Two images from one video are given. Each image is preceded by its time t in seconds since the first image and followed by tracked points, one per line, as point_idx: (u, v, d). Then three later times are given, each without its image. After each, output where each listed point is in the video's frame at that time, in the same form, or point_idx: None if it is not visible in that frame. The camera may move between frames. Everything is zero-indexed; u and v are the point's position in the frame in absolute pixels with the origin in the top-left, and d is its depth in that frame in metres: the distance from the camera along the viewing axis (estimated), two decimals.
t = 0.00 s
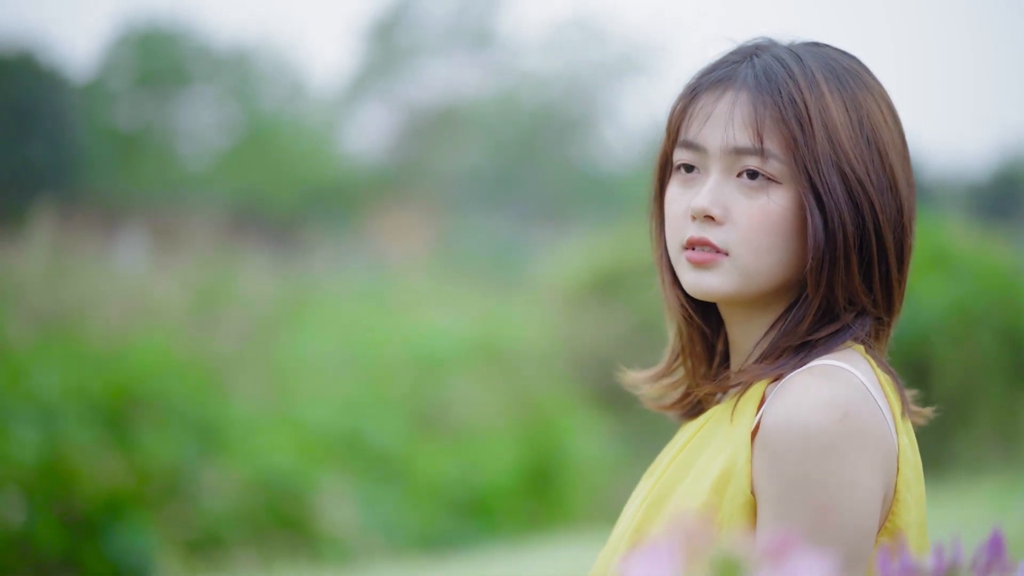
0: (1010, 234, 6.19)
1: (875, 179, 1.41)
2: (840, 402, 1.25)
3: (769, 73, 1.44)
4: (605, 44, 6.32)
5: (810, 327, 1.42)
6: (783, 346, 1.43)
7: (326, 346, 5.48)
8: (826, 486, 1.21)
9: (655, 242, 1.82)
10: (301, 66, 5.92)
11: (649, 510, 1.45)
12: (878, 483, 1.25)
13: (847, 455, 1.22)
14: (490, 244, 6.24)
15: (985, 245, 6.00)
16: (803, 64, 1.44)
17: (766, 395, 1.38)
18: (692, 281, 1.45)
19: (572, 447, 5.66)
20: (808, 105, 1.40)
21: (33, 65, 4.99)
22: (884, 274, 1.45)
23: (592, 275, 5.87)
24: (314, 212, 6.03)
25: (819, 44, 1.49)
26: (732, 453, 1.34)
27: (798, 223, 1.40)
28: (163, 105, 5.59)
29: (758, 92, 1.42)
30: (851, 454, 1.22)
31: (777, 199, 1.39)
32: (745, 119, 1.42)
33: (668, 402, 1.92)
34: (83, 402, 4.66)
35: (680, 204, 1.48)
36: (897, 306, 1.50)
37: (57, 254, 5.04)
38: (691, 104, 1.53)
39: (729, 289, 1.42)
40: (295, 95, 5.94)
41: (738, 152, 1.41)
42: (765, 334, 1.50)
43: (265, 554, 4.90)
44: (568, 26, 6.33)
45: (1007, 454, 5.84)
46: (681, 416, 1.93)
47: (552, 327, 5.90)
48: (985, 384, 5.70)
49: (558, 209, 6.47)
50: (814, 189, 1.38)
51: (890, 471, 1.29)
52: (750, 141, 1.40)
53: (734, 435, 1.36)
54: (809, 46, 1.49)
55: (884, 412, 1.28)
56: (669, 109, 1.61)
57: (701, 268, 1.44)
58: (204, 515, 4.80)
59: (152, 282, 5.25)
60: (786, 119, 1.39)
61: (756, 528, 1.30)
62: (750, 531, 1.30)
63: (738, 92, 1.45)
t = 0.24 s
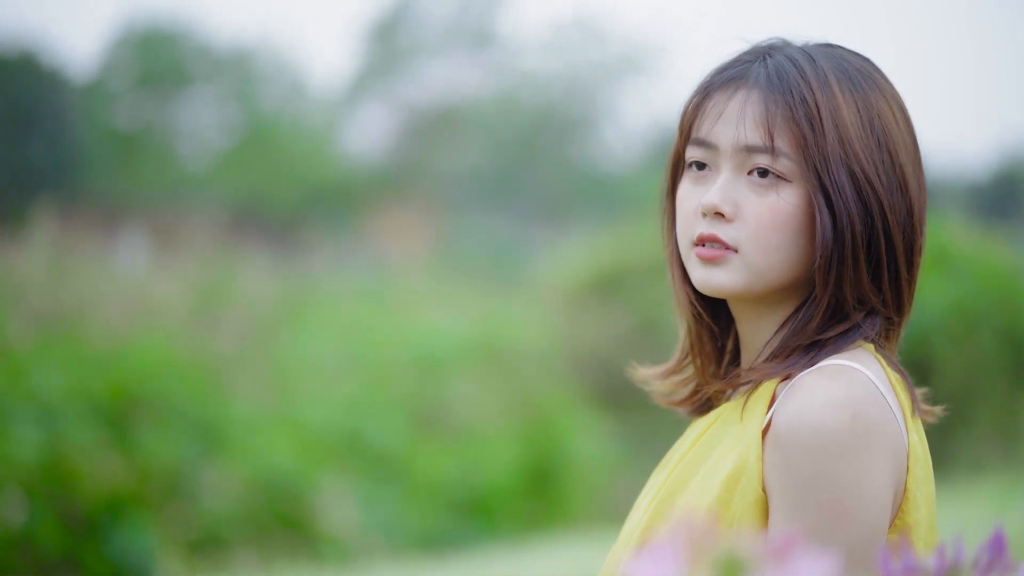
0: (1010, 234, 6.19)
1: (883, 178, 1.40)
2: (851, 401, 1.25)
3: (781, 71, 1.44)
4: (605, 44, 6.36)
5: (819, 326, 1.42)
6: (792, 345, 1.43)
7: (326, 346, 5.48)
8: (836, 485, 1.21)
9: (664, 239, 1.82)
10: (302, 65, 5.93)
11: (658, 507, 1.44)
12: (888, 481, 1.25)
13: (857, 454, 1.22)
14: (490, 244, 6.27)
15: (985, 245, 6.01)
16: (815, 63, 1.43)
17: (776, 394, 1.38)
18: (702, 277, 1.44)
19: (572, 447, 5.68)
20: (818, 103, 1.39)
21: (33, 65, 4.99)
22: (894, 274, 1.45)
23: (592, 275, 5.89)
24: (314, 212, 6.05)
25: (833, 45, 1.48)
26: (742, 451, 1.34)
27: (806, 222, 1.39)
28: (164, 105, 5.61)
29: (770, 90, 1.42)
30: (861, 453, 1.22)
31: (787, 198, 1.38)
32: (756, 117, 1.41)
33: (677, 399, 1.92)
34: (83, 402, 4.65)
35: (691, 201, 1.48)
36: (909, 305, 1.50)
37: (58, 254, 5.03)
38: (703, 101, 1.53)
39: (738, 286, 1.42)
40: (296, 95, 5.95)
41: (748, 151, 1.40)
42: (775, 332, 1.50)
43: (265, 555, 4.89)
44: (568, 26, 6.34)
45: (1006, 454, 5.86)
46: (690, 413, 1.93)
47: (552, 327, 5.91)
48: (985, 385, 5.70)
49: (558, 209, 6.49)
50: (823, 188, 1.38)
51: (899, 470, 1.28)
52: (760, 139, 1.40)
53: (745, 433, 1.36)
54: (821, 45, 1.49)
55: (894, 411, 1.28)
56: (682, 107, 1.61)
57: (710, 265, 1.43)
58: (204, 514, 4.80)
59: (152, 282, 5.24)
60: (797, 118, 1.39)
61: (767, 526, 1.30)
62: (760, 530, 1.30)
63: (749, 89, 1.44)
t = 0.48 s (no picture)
0: (1010, 235, 6.18)
1: (898, 181, 1.40)
2: (865, 401, 1.25)
3: (799, 72, 1.44)
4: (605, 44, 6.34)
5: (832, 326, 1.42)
6: (806, 345, 1.43)
7: (326, 346, 5.47)
8: (850, 486, 1.21)
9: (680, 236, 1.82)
10: (302, 65, 5.91)
11: (671, 506, 1.44)
12: (902, 482, 1.25)
13: (871, 455, 1.22)
14: (490, 245, 6.27)
15: (985, 245, 6.01)
16: (833, 65, 1.43)
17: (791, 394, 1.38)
18: (714, 273, 1.44)
19: (572, 447, 5.69)
20: (835, 105, 1.39)
21: (33, 66, 4.98)
22: (907, 276, 1.45)
23: (591, 275, 5.90)
24: (314, 213, 6.04)
25: (852, 49, 1.49)
26: (757, 450, 1.34)
27: (820, 221, 1.39)
28: (163, 105, 5.61)
29: (788, 90, 1.42)
30: (874, 454, 1.22)
31: (803, 196, 1.38)
32: (773, 116, 1.41)
33: (691, 397, 1.92)
34: (84, 402, 4.66)
35: (706, 197, 1.48)
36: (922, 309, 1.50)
37: (58, 254, 5.03)
38: (721, 100, 1.53)
39: (752, 284, 1.42)
40: (296, 95, 5.93)
41: (764, 148, 1.40)
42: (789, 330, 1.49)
43: (265, 554, 4.90)
44: (568, 26, 6.33)
45: (1006, 454, 5.86)
46: (704, 411, 1.93)
47: (553, 328, 5.92)
48: (985, 385, 5.69)
49: (558, 209, 6.49)
50: (838, 189, 1.37)
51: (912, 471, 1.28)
52: (776, 138, 1.40)
53: (759, 433, 1.36)
54: (840, 49, 1.49)
55: (908, 411, 1.28)
56: (700, 106, 1.61)
57: (723, 261, 1.43)
58: (205, 514, 4.80)
59: (152, 282, 5.25)
60: (814, 117, 1.39)
61: (780, 525, 1.29)
62: (773, 528, 1.30)
63: (767, 89, 1.44)
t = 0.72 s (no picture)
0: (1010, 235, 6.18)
1: (919, 185, 1.40)
2: (879, 401, 1.25)
3: (823, 73, 1.44)
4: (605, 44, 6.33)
5: (848, 326, 1.42)
6: (821, 345, 1.43)
7: (326, 346, 5.47)
8: (864, 487, 1.21)
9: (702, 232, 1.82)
10: (303, 65, 5.90)
11: (688, 507, 1.44)
12: (917, 482, 1.25)
13: (885, 456, 1.22)
14: (490, 245, 6.28)
15: (985, 245, 6.01)
16: (858, 67, 1.43)
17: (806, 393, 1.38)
18: (730, 268, 1.45)
19: (574, 447, 5.70)
20: (857, 107, 1.39)
21: (35, 65, 4.97)
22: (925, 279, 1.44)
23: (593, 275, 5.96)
24: (314, 213, 6.05)
25: (877, 52, 1.48)
26: (773, 449, 1.34)
27: (838, 222, 1.39)
28: (165, 106, 5.61)
29: (810, 89, 1.42)
30: (889, 455, 1.22)
31: (821, 195, 1.38)
32: (794, 115, 1.41)
33: (708, 394, 1.91)
34: (86, 403, 4.66)
35: (725, 194, 1.49)
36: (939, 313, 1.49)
37: (59, 255, 5.04)
38: (744, 98, 1.53)
39: (768, 281, 1.42)
40: (297, 95, 5.92)
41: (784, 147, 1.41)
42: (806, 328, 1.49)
43: (267, 554, 4.90)
44: (568, 26, 6.32)
45: (1006, 454, 5.87)
46: (720, 409, 1.92)
47: (553, 328, 5.96)
48: (986, 385, 5.69)
49: (558, 210, 6.50)
50: (857, 190, 1.37)
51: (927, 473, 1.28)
52: (797, 136, 1.40)
53: (776, 432, 1.36)
54: (865, 51, 1.48)
55: (923, 411, 1.28)
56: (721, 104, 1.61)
57: (739, 257, 1.44)
58: (207, 514, 4.81)
59: (154, 282, 5.26)
60: (836, 117, 1.39)
61: (795, 524, 1.29)
62: (789, 528, 1.30)
63: (790, 89, 1.44)
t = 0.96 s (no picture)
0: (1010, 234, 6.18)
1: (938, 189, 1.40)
2: (887, 398, 1.25)
3: (847, 75, 1.43)
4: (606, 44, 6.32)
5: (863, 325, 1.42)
6: (836, 343, 1.43)
7: (328, 347, 5.46)
8: (871, 486, 1.21)
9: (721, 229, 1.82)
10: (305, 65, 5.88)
11: (703, 505, 1.45)
12: (927, 480, 1.25)
13: (892, 455, 1.22)
14: (491, 245, 6.29)
15: (986, 245, 6.01)
16: (881, 70, 1.43)
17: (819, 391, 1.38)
18: (746, 266, 1.43)
19: (577, 447, 5.70)
20: (880, 109, 1.39)
21: (38, 65, 4.94)
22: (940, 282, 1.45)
23: (594, 276, 6.03)
24: (315, 214, 6.05)
25: (900, 56, 1.48)
26: (784, 447, 1.34)
27: (856, 223, 1.39)
28: (166, 106, 5.60)
29: (833, 90, 1.41)
30: (896, 454, 1.22)
31: (840, 195, 1.38)
32: (816, 115, 1.41)
33: (726, 391, 1.91)
34: (89, 403, 4.67)
35: (742, 191, 1.48)
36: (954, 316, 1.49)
37: (61, 256, 5.04)
38: (765, 97, 1.52)
39: (784, 280, 1.41)
40: (300, 95, 5.90)
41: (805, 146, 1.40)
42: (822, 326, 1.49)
43: (270, 554, 4.90)
44: (570, 26, 6.31)
45: (1007, 453, 5.87)
46: (738, 406, 1.92)
47: (554, 329, 5.97)
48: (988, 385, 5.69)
49: (559, 210, 6.52)
50: (878, 192, 1.37)
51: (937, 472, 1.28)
52: (818, 136, 1.39)
53: (788, 431, 1.36)
54: (887, 56, 1.49)
55: (934, 409, 1.28)
56: (743, 102, 1.60)
57: (755, 255, 1.42)
58: (210, 514, 4.81)
59: (156, 282, 5.26)
60: (859, 119, 1.39)
61: (805, 522, 1.30)
62: (798, 526, 1.30)
63: (813, 89, 1.44)
